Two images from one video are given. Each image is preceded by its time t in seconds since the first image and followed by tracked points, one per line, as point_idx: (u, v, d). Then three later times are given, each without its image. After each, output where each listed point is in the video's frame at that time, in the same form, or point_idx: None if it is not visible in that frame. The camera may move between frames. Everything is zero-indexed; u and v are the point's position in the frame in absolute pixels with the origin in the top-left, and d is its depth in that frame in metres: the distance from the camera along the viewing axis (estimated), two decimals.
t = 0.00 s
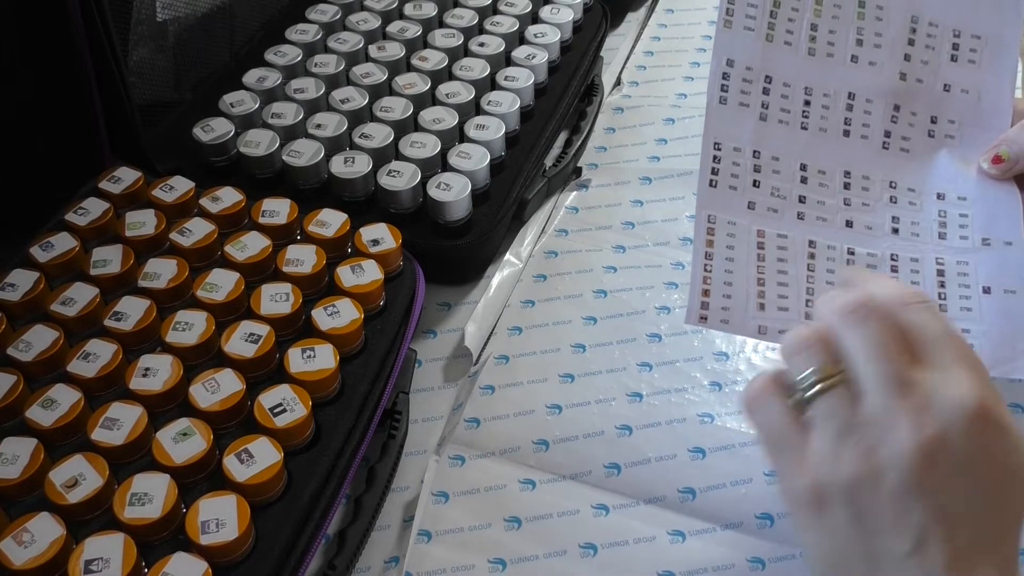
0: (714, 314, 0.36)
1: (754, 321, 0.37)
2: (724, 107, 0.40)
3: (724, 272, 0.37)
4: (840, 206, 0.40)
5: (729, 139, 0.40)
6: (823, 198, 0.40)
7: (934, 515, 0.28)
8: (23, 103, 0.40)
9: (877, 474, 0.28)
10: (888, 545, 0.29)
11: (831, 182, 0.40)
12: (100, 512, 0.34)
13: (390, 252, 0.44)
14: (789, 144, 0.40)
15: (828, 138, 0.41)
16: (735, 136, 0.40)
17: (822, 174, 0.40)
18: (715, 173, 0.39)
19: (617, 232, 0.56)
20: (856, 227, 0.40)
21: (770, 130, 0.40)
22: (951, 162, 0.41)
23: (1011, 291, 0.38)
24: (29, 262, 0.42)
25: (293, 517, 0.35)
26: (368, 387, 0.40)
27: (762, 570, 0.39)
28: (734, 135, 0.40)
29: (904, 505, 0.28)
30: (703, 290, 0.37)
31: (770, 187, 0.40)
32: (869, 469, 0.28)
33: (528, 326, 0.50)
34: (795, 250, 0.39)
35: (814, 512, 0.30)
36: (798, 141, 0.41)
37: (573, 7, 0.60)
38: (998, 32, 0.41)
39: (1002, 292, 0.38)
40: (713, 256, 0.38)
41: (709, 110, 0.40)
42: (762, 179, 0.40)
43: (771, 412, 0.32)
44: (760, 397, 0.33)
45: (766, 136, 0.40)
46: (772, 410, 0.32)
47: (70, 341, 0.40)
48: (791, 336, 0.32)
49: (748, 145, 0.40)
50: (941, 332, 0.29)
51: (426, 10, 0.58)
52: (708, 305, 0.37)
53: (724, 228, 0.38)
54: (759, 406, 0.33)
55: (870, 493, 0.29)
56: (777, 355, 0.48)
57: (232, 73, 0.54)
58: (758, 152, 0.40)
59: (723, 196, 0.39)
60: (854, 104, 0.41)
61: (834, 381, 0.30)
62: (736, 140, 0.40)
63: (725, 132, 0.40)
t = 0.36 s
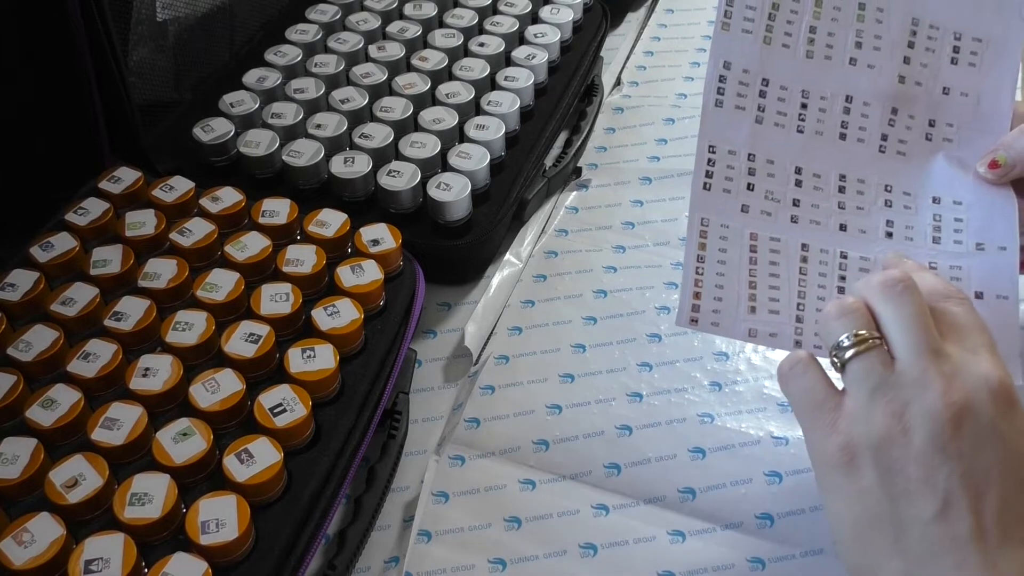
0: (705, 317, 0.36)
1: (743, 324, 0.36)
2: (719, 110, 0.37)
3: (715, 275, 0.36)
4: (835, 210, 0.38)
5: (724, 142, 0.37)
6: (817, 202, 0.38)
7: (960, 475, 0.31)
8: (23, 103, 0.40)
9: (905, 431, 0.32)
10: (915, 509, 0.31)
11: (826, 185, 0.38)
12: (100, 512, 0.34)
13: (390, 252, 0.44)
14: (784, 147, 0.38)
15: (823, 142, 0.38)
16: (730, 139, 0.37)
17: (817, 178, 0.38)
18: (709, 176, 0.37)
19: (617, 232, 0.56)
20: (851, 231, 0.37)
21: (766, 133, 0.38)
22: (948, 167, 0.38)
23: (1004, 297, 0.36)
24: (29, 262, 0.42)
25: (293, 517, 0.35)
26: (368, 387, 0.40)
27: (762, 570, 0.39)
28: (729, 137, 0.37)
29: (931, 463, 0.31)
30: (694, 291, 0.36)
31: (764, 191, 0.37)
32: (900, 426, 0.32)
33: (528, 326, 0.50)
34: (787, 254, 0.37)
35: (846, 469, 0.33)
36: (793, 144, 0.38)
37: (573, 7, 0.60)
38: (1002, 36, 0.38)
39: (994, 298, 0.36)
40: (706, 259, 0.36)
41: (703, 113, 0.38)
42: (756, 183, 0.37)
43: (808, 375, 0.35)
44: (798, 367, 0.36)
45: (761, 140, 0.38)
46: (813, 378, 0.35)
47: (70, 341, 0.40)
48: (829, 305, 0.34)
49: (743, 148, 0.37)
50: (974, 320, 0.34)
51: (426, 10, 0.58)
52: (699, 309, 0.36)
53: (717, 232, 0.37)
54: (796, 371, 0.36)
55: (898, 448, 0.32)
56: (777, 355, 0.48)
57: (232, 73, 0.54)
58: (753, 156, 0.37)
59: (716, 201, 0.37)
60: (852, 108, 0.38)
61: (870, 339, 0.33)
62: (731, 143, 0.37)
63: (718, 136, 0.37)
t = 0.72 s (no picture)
0: (694, 330, 0.37)
1: (732, 340, 0.36)
2: (707, 129, 0.37)
3: (703, 291, 0.37)
4: (826, 223, 0.37)
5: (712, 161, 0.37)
6: (809, 217, 0.37)
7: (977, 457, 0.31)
8: (23, 103, 0.40)
9: (926, 415, 0.32)
10: (932, 489, 0.31)
11: (818, 201, 0.37)
12: (100, 512, 0.34)
13: (390, 252, 0.44)
14: (774, 164, 0.37)
15: (814, 158, 0.37)
16: (719, 158, 0.37)
17: (809, 194, 0.37)
18: (697, 194, 0.37)
19: (617, 232, 0.56)
20: (844, 246, 0.37)
21: (755, 151, 0.37)
22: (946, 177, 0.36)
23: (1001, 309, 0.35)
24: (29, 262, 0.42)
25: (293, 517, 0.35)
26: (368, 387, 0.40)
27: (762, 570, 0.39)
28: (717, 156, 0.37)
29: (949, 445, 0.31)
30: (681, 309, 0.36)
31: (753, 207, 0.37)
32: (920, 411, 0.32)
33: (528, 326, 0.50)
34: (776, 270, 0.37)
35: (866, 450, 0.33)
36: (784, 160, 0.37)
37: (573, 7, 0.60)
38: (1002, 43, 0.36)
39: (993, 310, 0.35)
40: (694, 276, 0.37)
41: (692, 133, 0.37)
42: (745, 200, 0.37)
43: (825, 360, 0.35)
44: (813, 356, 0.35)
45: (750, 158, 0.37)
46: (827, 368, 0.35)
47: (70, 341, 0.40)
48: (847, 301, 0.35)
49: (731, 166, 0.37)
50: (981, 315, 0.34)
51: (426, 10, 0.58)
52: (686, 326, 0.37)
53: (705, 249, 0.37)
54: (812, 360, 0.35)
55: (919, 430, 0.32)
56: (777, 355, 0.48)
57: (232, 73, 0.54)
58: (741, 174, 0.37)
59: (705, 218, 0.37)
60: (844, 123, 0.37)
61: (889, 332, 0.33)
62: (720, 161, 0.37)
63: (707, 155, 0.37)
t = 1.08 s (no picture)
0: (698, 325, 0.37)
1: (733, 355, 0.37)
2: (713, 145, 0.35)
3: (705, 307, 0.37)
4: (834, 236, 0.36)
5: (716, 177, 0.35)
6: (815, 231, 0.36)
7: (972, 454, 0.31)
8: (23, 103, 0.40)
9: (921, 412, 0.32)
10: (928, 488, 0.31)
11: (825, 214, 0.36)
12: (100, 512, 0.34)
13: (390, 252, 0.44)
14: (782, 178, 0.35)
15: (823, 170, 0.35)
16: (724, 173, 0.35)
17: (816, 207, 0.36)
18: (701, 211, 0.36)
19: (617, 232, 0.56)
20: (850, 257, 0.36)
21: (762, 165, 0.35)
22: (962, 187, 0.34)
23: (1018, 319, 0.34)
24: (29, 262, 0.42)
25: (293, 517, 0.35)
26: (368, 386, 0.40)
27: (762, 570, 0.38)
28: (724, 171, 0.35)
29: (946, 442, 0.31)
30: (683, 325, 0.37)
31: (758, 222, 0.36)
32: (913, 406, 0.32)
33: (528, 326, 0.50)
34: (781, 284, 0.36)
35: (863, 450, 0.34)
36: (793, 174, 0.35)
37: (573, 7, 0.60)
38: None
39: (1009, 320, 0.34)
40: (695, 293, 0.37)
41: (698, 148, 0.35)
42: (751, 215, 0.36)
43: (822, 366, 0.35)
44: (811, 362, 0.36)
45: (757, 172, 0.35)
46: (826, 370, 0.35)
47: (70, 341, 0.40)
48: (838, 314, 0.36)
49: (737, 181, 0.36)
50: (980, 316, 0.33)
51: (426, 10, 0.58)
52: (688, 342, 0.37)
53: (707, 265, 0.36)
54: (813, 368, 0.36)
55: (913, 429, 0.32)
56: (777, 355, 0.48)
57: (232, 73, 0.54)
58: (747, 189, 0.36)
59: (707, 235, 0.36)
60: (858, 133, 0.35)
61: (876, 333, 0.34)
62: (725, 176, 0.35)
63: (712, 169, 0.35)
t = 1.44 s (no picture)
0: (699, 325, 0.37)
1: (733, 357, 0.37)
2: (713, 147, 0.35)
3: (705, 309, 0.37)
4: (834, 238, 0.36)
5: (716, 180, 0.36)
6: (816, 232, 0.36)
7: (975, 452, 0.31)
8: (23, 103, 0.40)
9: (924, 409, 0.32)
10: (930, 485, 0.31)
11: (826, 216, 0.36)
12: (101, 512, 0.34)
13: (390, 252, 0.44)
14: (782, 180, 0.35)
15: (825, 172, 0.35)
16: (724, 175, 0.35)
17: (817, 209, 0.36)
18: (701, 214, 0.36)
19: (617, 232, 0.56)
20: (851, 259, 0.36)
21: (762, 168, 0.35)
22: (963, 187, 0.34)
23: (1018, 320, 0.34)
24: (29, 262, 0.42)
25: (293, 517, 0.35)
26: (368, 386, 0.40)
27: (762, 570, 0.38)
28: (724, 174, 0.35)
29: (947, 440, 0.31)
30: (683, 327, 0.37)
31: (759, 225, 0.36)
32: (916, 404, 0.32)
33: (528, 326, 0.50)
34: (781, 286, 0.36)
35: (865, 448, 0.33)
36: (793, 176, 0.35)
37: (573, 7, 0.60)
38: None
39: (1009, 320, 0.34)
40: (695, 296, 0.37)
41: (698, 152, 0.35)
42: (751, 217, 0.36)
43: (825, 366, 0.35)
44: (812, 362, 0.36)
45: (757, 174, 0.35)
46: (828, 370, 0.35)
47: (70, 341, 0.40)
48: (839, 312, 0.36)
49: (737, 184, 0.36)
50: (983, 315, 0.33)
51: (426, 10, 0.58)
52: (688, 343, 0.37)
53: (708, 267, 0.37)
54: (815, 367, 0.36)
55: (915, 427, 0.32)
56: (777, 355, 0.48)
57: (232, 73, 0.54)
58: (747, 192, 0.36)
59: (708, 238, 0.36)
60: (859, 134, 0.35)
61: (877, 332, 0.34)
62: (726, 179, 0.36)
63: (712, 173, 0.36)
